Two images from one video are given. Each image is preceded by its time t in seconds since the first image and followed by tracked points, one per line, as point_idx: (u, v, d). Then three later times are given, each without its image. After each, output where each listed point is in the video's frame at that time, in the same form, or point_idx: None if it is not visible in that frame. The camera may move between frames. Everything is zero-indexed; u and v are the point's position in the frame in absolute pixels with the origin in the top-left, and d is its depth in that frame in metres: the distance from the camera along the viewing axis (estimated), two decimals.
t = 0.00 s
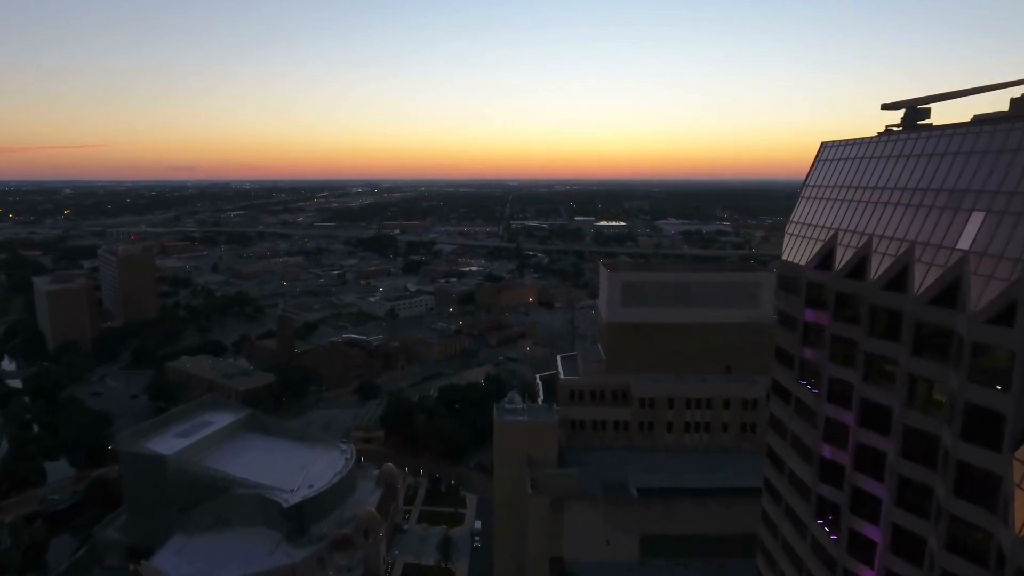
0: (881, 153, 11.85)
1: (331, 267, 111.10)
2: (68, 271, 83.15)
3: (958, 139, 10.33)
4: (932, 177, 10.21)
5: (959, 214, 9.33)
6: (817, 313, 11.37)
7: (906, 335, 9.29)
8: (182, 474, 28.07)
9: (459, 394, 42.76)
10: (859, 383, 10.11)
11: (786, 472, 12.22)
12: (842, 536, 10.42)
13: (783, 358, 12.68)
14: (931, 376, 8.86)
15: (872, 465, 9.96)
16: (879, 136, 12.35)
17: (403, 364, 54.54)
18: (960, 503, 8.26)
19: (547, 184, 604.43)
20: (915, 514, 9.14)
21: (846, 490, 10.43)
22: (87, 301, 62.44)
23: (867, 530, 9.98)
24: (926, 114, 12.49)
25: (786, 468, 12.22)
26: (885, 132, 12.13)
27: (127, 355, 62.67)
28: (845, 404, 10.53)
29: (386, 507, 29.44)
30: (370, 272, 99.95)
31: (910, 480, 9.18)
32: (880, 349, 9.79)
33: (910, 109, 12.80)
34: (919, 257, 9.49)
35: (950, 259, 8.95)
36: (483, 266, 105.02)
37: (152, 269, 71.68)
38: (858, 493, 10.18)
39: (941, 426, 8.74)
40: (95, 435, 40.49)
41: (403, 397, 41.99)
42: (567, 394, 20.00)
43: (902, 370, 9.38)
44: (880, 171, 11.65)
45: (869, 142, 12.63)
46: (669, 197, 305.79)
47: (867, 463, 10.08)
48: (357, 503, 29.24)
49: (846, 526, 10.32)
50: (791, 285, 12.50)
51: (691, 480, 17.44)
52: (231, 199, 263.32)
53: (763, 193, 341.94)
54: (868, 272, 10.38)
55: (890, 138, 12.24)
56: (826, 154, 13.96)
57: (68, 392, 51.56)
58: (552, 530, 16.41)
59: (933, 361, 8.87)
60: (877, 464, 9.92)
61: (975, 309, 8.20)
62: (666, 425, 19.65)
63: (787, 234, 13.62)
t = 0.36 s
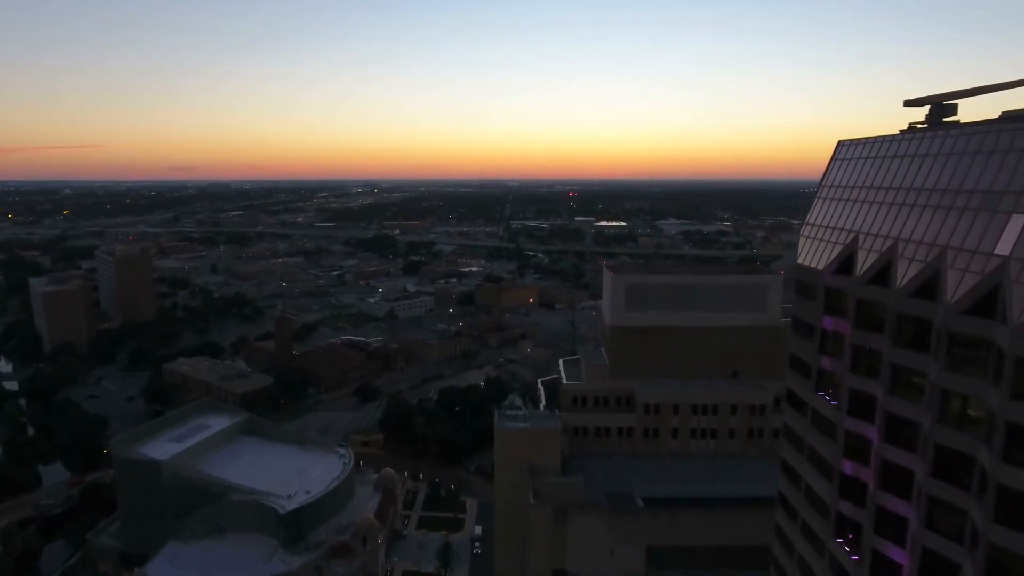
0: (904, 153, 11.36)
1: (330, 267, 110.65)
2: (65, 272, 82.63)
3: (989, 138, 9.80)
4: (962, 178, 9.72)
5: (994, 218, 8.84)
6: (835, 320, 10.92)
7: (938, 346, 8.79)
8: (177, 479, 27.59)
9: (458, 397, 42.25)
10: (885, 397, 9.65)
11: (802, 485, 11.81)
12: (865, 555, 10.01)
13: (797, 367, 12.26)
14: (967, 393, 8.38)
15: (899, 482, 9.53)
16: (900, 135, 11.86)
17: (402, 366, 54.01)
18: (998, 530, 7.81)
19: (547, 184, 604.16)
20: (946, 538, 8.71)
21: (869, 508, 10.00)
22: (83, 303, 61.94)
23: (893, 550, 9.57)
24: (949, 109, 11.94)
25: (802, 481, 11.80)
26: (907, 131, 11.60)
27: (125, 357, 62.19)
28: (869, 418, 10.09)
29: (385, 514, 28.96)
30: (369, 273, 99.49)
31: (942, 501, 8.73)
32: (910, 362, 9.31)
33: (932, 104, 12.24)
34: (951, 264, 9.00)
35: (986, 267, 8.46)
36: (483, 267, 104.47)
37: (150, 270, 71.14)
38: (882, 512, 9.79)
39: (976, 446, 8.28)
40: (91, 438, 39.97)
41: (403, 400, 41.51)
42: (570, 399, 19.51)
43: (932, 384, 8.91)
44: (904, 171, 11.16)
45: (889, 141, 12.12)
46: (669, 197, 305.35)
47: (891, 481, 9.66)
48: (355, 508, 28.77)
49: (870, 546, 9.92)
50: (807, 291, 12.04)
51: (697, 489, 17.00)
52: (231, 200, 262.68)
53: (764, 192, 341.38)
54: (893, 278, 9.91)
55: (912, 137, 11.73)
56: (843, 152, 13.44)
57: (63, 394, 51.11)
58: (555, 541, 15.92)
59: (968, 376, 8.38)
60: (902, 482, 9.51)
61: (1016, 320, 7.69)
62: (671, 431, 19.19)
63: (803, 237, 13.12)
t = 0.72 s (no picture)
0: (927, 152, 10.83)
1: (329, 268, 110.15)
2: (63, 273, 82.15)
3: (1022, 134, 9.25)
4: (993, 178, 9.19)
5: None
6: (855, 328, 10.51)
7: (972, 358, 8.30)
8: (172, 484, 27.12)
9: (459, 399, 41.73)
10: (912, 411, 9.22)
11: (818, 499, 11.42)
12: None
13: (813, 376, 11.86)
14: (1003, 409, 7.90)
15: (926, 500, 9.11)
16: (921, 132, 11.32)
17: (402, 367, 53.54)
18: None
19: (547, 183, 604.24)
20: (976, 561, 8.28)
21: (892, 526, 9.61)
22: (80, 304, 61.48)
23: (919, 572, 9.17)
24: (976, 106, 11.37)
25: (818, 495, 11.40)
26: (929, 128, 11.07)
27: (122, 358, 61.73)
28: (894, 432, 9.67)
29: (383, 519, 28.36)
30: (369, 273, 99.05)
31: (973, 523, 8.29)
32: (940, 374, 8.85)
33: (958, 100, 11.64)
34: (985, 270, 8.47)
35: None
36: (483, 267, 104.02)
37: (147, 270, 70.59)
38: (907, 532, 9.39)
39: (1013, 465, 7.81)
40: (88, 440, 40.00)
41: (402, 402, 41.02)
42: (572, 404, 19.11)
43: (965, 398, 8.44)
44: (927, 171, 10.63)
45: (908, 137, 11.59)
46: (669, 197, 305.07)
47: (917, 499, 9.24)
48: (353, 513, 28.25)
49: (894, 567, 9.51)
50: (825, 296, 11.58)
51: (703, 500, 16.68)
52: (230, 201, 262.06)
53: (764, 192, 342.06)
54: (919, 284, 9.42)
55: (935, 134, 11.19)
56: (861, 151, 12.88)
57: (59, 397, 50.65)
58: (558, 552, 15.50)
59: (1004, 391, 7.88)
60: (929, 500, 9.09)
61: None
62: (677, 438, 18.75)
63: (819, 240, 12.59)
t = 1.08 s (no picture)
0: (959, 150, 10.07)
1: (329, 268, 109.71)
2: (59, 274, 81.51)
3: None
4: None
5: None
6: (878, 337, 9.73)
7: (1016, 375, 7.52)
8: (165, 490, 26.59)
9: (458, 402, 41.19)
10: (945, 429, 8.47)
11: (839, 516, 10.78)
12: None
13: (831, 385, 11.18)
14: None
15: (962, 525, 8.39)
16: (951, 126, 10.61)
17: (401, 369, 53.02)
18: None
19: (547, 183, 603.83)
20: None
21: (924, 551, 8.90)
22: (76, 305, 60.98)
23: None
24: (1012, 102, 10.69)
25: (838, 512, 10.79)
26: (960, 125, 10.41)
27: (118, 360, 61.16)
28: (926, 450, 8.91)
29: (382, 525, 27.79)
30: (368, 274, 98.60)
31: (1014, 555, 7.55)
32: (977, 390, 8.08)
33: (992, 96, 10.95)
34: None
35: None
36: (483, 268, 103.56)
37: (144, 271, 69.93)
38: (940, 559, 8.68)
39: None
40: (83, 444, 39.47)
41: (401, 406, 40.47)
42: (574, 411, 18.62)
43: (1005, 418, 7.67)
44: (959, 168, 9.87)
45: (933, 135, 10.94)
46: (668, 197, 304.96)
47: (953, 524, 8.52)
48: (351, 520, 27.71)
49: None
50: (844, 301, 10.83)
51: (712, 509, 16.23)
52: (229, 201, 261.47)
53: (764, 193, 342.19)
54: (949, 291, 8.66)
55: (966, 130, 10.47)
56: (881, 150, 12.22)
57: (55, 400, 50.11)
58: (560, 565, 15.01)
59: None
60: (965, 525, 8.37)
61: None
62: (682, 445, 18.24)
63: (839, 243, 11.87)
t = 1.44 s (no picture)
0: (987, 148, 9.53)
1: (327, 269, 109.02)
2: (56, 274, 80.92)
3: None
4: None
5: None
6: (902, 346, 9.34)
7: None
8: (161, 496, 26.14)
9: (458, 405, 40.75)
10: (978, 448, 8.00)
11: (858, 534, 10.32)
12: None
13: (849, 396, 10.75)
14: None
15: (995, 549, 7.92)
16: (977, 123, 10.08)
17: (400, 372, 52.55)
18: None
19: (546, 182, 603.05)
20: None
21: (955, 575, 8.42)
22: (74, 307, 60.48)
23: None
24: None
25: (858, 529, 10.32)
26: (989, 122, 9.86)
27: (115, 362, 60.65)
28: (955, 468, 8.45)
29: (381, 532, 27.25)
30: (367, 274, 98.16)
31: None
32: (1015, 407, 7.59)
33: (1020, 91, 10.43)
34: None
35: None
36: (482, 268, 103.10)
37: (142, 272, 69.34)
38: None
39: None
40: (78, 447, 39.00)
41: (400, 409, 40.01)
42: (577, 417, 18.21)
43: None
44: (988, 167, 9.33)
45: (956, 133, 10.42)
46: (668, 197, 304.46)
47: (985, 548, 8.05)
48: (349, 527, 27.20)
49: None
50: (866, 309, 10.36)
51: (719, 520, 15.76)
52: (228, 202, 260.78)
53: (764, 193, 341.95)
54: (982, 300, 8.14)
55: (993, 127, 9.92)
56: (902, 148, 11.68)
57: (51, 403, 49.61)
58: None
59: None
60: (999, 549, 7.90)
61: None
62: (688, 452, 17.78)
63: (858, 246, 11.35)
